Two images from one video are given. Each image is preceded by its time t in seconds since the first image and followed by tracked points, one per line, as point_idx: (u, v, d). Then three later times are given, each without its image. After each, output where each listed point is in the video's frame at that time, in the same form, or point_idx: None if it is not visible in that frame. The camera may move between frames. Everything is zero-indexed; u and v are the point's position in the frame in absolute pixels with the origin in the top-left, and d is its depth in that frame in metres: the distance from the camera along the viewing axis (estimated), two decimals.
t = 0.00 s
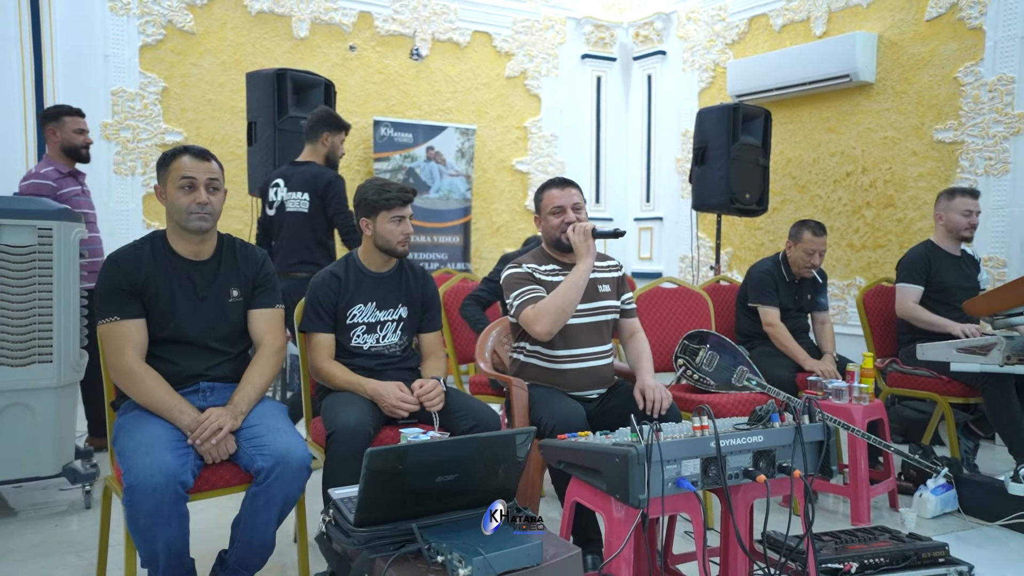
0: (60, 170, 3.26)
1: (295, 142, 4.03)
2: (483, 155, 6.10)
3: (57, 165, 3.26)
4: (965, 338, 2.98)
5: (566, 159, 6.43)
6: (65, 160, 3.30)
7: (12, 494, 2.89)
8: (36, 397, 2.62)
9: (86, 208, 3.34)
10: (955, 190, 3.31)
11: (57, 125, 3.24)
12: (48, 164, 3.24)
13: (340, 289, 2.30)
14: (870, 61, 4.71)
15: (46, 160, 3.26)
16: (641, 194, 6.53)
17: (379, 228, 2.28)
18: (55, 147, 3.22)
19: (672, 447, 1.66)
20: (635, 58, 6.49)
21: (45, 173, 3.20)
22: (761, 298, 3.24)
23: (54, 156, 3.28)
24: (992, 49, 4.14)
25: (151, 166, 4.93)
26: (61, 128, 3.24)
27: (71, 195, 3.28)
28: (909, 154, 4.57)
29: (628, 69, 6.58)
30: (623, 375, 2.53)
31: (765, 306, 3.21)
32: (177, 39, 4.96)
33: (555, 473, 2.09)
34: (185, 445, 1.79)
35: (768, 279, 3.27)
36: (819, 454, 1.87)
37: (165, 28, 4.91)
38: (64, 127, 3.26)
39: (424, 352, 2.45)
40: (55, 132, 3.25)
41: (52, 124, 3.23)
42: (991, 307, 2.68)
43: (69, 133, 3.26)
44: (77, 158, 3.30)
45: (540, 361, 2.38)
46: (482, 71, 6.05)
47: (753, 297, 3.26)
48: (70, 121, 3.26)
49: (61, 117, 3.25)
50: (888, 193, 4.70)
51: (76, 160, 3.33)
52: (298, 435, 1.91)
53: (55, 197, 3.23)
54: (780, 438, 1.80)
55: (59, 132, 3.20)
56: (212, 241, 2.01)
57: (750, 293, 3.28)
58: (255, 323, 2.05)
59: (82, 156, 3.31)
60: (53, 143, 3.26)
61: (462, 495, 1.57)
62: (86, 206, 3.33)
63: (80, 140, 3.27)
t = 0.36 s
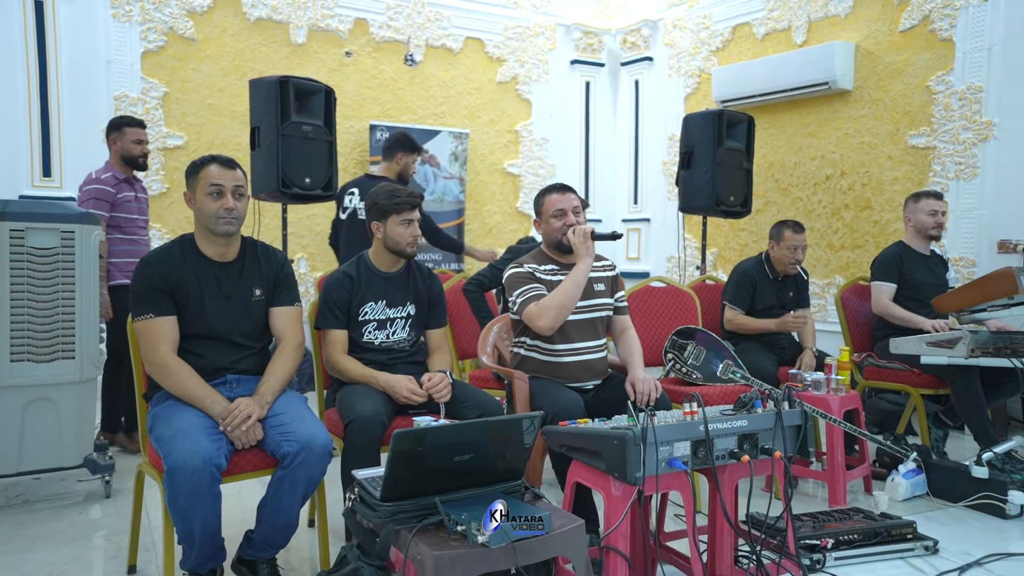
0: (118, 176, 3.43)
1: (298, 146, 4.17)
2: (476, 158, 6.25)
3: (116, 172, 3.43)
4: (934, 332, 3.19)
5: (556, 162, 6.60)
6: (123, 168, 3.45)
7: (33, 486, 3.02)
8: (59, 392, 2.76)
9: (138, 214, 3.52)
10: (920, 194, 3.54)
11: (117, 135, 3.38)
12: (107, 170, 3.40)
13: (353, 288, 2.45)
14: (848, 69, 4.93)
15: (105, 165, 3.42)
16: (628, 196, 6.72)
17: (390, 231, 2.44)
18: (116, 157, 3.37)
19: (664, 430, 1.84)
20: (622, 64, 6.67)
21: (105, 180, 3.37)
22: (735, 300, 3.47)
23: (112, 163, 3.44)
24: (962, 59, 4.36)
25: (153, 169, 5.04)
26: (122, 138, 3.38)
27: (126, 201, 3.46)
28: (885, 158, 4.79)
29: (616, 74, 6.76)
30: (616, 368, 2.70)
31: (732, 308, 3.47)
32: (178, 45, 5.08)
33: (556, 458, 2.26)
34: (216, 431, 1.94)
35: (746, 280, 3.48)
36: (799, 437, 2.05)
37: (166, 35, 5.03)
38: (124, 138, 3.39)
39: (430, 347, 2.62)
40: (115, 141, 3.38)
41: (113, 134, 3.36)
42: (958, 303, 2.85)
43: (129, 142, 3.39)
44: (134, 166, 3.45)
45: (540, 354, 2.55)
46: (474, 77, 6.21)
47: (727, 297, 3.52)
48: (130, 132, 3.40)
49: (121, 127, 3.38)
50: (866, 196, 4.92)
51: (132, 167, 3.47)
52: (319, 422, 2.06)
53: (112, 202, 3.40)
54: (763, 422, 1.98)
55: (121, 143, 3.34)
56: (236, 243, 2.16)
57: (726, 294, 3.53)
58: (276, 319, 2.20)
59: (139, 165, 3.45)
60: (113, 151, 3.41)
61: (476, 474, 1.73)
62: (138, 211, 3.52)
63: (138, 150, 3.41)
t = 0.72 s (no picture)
0: (175, 189, 3.63)
1: (301, 152, 4.32)
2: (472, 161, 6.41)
3: (174, 185, 3.63)
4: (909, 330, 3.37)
5: (550, 166, 6.77)
6: (177, 181, 3.66)
7: (54, 478, 3.17)
8: (82, 387, 2.91)
9: (193, 224, 3.73)
10: (904, 198, 3.72)
11: (171, 148, 3.58)
12: (165, 183, 3.61)
13: (363, 288, 2.61)
14: (831, 78, 5.13)
15: (162, 178, 3.63)
16: (620, 199, 6.90)
17: (399, 235, 2.60)
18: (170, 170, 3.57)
19: (656, 418, 2.01)
20: (614, 70, 6.85)
21: (166, 195, 3.57)
22: (722, 296, 3.67)
23: (169, 175, 3.65)
24: (938, 70, 4.57)
25: (158, 173, 5.18)
26: (175, 151, 3.59)
27: (183, 212, 3.67)
28: (866, 163, 4.99)
29: (608, 80, 6.94)
30: (610, 364, 2.87)
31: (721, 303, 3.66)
32: (182, 52, 5.22)
33: (555, 448, 2.43)
34: (242, 422, 2.09)
35: (732, 279, 3.66)
36: (780, 425, 2.22)
37: (171, 42, 5.17)
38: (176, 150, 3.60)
39: (435, 344, 2.78)
40: (169, 154, 3.59)
41: (167, 147, 3.57)
42: (931, 302, 3.03)
43: (180, 154, 3.59)
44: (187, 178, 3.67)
45: (539, 350, 2.72)
46: (470, 82, 6.36)
47: (716, 296, 3.71)
48: (182, 145, 3.60)
49: (174, 140, 3.59)
50: (848, 200, 5.12)
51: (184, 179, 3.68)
52: (335, 413, 2.22)
53: (173, 215, 3.61)
54: (746, 411, 2.15)
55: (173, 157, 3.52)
56: (257, 247, 2.32)
57: (715, 292, 3.72)
58: (293, 318, 2.36)
59: (190, 176, 3.67)
60: (169, 164, 3.62)
61: (485, 459, 1.89)
62: (194, 222, 3.72)
63: (190, 163, 3.61)
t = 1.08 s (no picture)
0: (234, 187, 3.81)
1: (310, 156, 4.45)
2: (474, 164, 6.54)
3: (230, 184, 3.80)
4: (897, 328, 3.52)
5: (549, 168, 6.91)
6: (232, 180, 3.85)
7: (78, 471, 3.31)
8: (107, 383, 3.04)
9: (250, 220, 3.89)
10: (896, 202, 3.86)
11: (225, 147, 3.79)
12: (225, 182, 3.79)
13: (378, 289, 2.75)
14: (823, 84, 5.28)
15: (219, 177, 3.81)
16: (619, 202, 7.04)
17: (412, 237, 2.73)
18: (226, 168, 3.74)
19: (656, 410, 2.14)
20: (612, 75, 6.99)
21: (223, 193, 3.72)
22: (718, 297, 3.82)
23: (224, 174, 3.84)
24: (926, 77, 4.73)
25: (168, 176, 5.31)
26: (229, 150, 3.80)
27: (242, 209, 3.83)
28: (857, 167, 5.15)
29: (606, 85, 7.08)
30: (613, 361, 3.01)
31: (718, 304, 3.81)
32: (192, 58, 5.35)
33: (561, 439, 2.57)
34: (267, 414, 2.23)
35: (728, 280, 3.82)
36: (774, 417, 2.36)
37: (181, 49, 5.30)
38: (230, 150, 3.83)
39: (446, 341, 2.92)
40: (223, 153, 3.79)
41: (221, 146, 3.78)
42: (915, 303, 3.19)
43: (234, 154, 3.81)
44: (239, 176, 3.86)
45: (544, 348, 2.86)
46: (471, 87, 6.50)
47: (712, 296, 3.86)
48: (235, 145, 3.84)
49: (228, 141, 3.80)
50: (840, 203, 5.27)
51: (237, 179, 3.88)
52: (354, 406, 2.36)
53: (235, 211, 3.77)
54: (742, 404, 2.28)
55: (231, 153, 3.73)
56: (279, 249, 2.45)
57: (711, 292, 3.87)
58: (313, 317, 2.50)
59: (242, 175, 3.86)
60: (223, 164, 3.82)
61: (497, 448, 2.04)
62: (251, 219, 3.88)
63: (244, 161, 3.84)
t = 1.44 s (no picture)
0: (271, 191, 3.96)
1: (320, 160, 4.57)
2: (477, 166, 6.66)
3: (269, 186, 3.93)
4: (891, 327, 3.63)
5: (552, 171, 7.03)
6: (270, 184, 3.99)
7: (100, 465, 3.43)
8: (129, 379, 3.16)
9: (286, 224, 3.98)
10: (888, 207, 3.98)
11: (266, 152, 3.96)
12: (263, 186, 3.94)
13: (391, 289, 2.87)
14: (820, 88, 5.41)
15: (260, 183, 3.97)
16: (619, 203, 7.16)
17: (423, 239, 2.85)
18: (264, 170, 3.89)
19: (658, 404, 2.26)
20: (613, 78, 7.11)
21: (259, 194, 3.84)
22: (718, 298, 3.93)
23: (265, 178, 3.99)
24: (920, 82, 4.86)
25: (180, 179, 5.42)
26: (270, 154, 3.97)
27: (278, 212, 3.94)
28: (854, 170, 5.28)
29: (607, 88, 7.20)
30: (616, 359, 3.13)
31: (719, 305, 3.92)
32: (203, 63, 5.46)
33: (567, 433, 2.69)
34: (290, 407, 2.35)
35: (727, 280, 3.94)
36: (771, 411, 2.47)
37: (192, 54, 5.41)
38: (271, 154, 4.15)
39: (456, 339, 3.04)
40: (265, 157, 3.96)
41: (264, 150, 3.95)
42: (907, 302, 3.29)
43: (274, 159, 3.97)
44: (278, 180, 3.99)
45: (550, 347, 2.98)
46: (475, 91, 6.62)
47: (711, 297, 3.97)
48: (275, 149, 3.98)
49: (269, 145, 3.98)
50: (837, 205, 5.40)
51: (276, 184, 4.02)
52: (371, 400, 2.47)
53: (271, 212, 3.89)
54: (740, 398, 2.40)
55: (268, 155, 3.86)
56: (299, 251, 2.57)
57: (710, 292, 3.98)
58: (331, 315, 2.62)
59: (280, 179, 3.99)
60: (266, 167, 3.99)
61: (510, 438, 2.16)
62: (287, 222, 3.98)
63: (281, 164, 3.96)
